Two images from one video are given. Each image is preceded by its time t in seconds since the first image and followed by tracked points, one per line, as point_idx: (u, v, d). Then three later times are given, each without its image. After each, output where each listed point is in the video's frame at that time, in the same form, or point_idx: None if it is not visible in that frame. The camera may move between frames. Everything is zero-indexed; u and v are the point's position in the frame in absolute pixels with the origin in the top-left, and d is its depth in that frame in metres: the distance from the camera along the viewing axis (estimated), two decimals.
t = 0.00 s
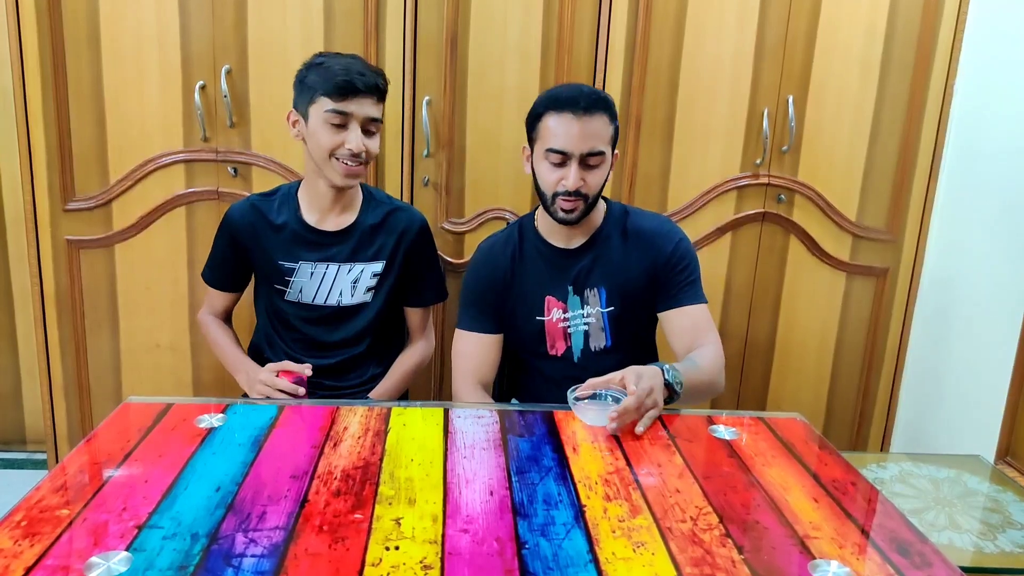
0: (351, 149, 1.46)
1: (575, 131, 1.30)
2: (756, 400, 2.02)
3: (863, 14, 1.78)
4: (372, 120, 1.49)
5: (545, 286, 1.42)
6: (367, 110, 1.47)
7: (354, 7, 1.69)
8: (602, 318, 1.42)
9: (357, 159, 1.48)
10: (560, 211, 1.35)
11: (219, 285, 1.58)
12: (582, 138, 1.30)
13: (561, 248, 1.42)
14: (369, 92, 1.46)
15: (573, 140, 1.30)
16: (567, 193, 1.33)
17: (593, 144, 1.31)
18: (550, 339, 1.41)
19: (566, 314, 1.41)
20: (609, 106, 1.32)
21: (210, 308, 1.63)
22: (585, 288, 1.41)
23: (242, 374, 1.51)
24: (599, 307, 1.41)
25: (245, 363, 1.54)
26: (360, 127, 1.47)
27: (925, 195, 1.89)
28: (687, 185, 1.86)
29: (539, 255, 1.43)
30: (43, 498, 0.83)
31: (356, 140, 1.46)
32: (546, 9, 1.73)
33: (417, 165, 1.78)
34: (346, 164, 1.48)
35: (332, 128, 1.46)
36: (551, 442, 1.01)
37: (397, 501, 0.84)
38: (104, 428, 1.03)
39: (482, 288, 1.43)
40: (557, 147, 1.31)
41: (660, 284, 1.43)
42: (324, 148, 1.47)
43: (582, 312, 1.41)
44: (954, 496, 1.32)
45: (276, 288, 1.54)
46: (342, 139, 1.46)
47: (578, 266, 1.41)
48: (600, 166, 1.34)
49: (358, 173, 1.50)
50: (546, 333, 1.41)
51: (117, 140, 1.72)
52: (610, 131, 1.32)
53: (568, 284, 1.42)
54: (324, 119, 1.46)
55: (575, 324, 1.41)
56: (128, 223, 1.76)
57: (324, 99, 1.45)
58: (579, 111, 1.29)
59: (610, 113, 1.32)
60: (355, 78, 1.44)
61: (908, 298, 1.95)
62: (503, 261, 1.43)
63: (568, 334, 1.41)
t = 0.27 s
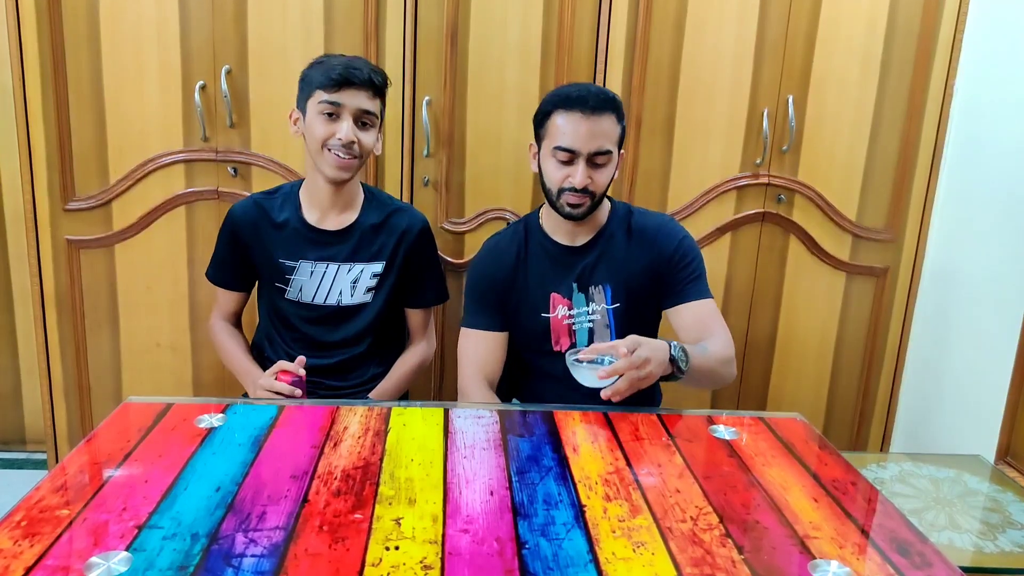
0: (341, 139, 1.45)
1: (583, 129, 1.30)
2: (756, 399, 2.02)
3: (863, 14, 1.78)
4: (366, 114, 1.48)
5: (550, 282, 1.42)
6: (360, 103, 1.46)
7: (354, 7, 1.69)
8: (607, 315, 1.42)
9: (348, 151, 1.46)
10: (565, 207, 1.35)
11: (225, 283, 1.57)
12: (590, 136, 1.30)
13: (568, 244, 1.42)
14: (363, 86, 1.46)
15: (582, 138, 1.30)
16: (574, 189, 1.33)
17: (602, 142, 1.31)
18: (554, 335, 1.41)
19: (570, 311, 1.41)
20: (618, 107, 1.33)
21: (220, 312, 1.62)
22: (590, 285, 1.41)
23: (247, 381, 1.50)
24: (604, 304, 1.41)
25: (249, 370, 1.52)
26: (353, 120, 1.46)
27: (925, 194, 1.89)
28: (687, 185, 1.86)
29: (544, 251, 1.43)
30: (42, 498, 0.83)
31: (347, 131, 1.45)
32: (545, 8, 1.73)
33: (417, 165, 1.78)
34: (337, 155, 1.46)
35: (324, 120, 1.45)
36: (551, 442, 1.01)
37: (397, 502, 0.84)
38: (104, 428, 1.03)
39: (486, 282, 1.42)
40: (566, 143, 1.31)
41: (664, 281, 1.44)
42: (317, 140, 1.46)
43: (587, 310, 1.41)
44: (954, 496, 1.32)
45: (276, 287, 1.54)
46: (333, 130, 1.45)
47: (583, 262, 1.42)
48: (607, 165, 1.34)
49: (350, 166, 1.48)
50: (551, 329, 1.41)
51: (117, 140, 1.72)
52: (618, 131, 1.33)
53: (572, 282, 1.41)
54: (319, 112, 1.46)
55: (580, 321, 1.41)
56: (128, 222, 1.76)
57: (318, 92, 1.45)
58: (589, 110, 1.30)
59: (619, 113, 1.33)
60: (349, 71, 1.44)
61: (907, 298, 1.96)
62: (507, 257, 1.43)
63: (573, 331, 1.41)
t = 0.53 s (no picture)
0: (341, 138, 1.45)
1: (586, 128, 1.30)
2: (756, 399, 2.02)
3: (863, 14, 1.78)
4: (366, 113, 1.48)
5: (550, 279, 1.42)
6: (361, 102, 1.46)
7: (355, 7, 1.69)
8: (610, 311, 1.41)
9: (348, 150, 1.46)
10: (563, 205, 1.35)
11: (225, 282, 1.57)
12: (592, 135, 1.30)
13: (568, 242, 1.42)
14: (364, 86, 1.46)
15: (583, 137, 1.30)
16: (573, 187, 1.33)
17: (602, 142, 1.31)
18: (556, 332, 1.41)
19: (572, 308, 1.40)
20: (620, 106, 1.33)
21: (222, 314, 1.62)
22: (592, 282, 1.42)
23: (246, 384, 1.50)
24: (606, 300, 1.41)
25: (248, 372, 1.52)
26: (353, 119, 1.46)
27: (925, 194, 1.89)
28: (687, 185, 1.86)
29: (544, 249, 1.43)
30: (42, 498, 0.83)
31: (347, 131, 1.45)
32: (546, 8, 1.73)
33: (417, 165, 1.78)
34: (336, 154, 1.46)
35: (324, 119, 1.46)
36: (551, 442, 1.01)
37: (397, 502, 0.84)
38: (104, 428, 1.03)
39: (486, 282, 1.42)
40: (569, 143, 1.31)
41: (667, 276, 1.45)
42: (316, 139, 1.46)
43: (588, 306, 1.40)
44: (954, 496, 1.32)
45: (277, 286, 1.54)
46: (333, 129, 1.45)
47: (583, 260, 1.42)
48: (607, 164, 1.34)
49: (350, 165, 1.48)
50: (552, 326, 1.41)
51: (118, 140, 1.72)
52: (620, 131, 1.33)
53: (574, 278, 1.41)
54: (318, 111, 1.46)
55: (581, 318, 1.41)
56: (128, 222, 1.76)
57: (319, 91, 1.45)
58: (591, 110, 1.30)
59: (621, 114, 1.33)
60: (350, 70, 1.45)
61: (907, 298, 1.95)
62: (507, 255, 1.43)
63: (575, 328, 1.41)
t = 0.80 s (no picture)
0: (345, 137, 1.45)
1: (586, 128, 1.30)
2: (756, 399, 2.02)
3: (863, 14, 1.78)
4: (372, 115, 1.48)
5: (552, 276, 1.42)
6: (367, 104, 1.47)
7: (355, 6, 1.69)
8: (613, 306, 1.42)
9: (351, 149, 1.46)
10: (565, 205, 1.35)
11: (224, 282, 1.57)
12: (593, 136, 1.30)
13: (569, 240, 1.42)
14: (372, 87, 1.47)
15: (584, 137, 1.30)
16: (574, 187, 1.33)
17: (603, 142, 1.31)
18: (559, 328, 1.41)
19: (574, 304, 1.41)
20: (621, 108, 1.33)
21: (223, 315, 1.62)
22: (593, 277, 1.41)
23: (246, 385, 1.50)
24: (609, 295, 1.42)
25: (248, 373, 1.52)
26: (358, 120, 1.47)
27: (925, 195, 1.89)
28: (687, 185, 1.86)
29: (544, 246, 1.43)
30: (42, 498, 0.83)
31: (352, 130, 1.45)
32: (545, 7, 1.73)
33: (417, 166, 1.78)
34: (339, 153, 1.46)
35: (330, 117, 1.46)
36: (551, 442, 1.01)
37: (397, 502, 0.84)
38: (104, 428, 1.03)
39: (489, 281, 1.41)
40: (569, 142, 1.31)
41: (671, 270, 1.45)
42: (320, 135, 1.46)
43: (591, 302, 1.41)
44: (954, 496, 1.32)
45: (276, 286, 1.54)
46: (338, 128, 1.46)
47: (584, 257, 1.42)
48: (608, 164, 1.34)
49: (352, 164, 1.48)
50: (555, 323, 1.41)
51: (118, 140, 1.72)
52: (620, 132, 1.33)
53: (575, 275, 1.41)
54: (326, 108, 1.46)
55: (583, 313, 1.41)
56: (128, 222, 1.76)
57: (327, 90, 1.46)
58: (591, 111, 1.30)
59: (620, 114, 1.33)
60: (359, 72, 1.45)
61: (907, 298, 1.95)
62: (508, 254, 1.43)
63: (578, 324, 1.41)
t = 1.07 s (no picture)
0: (354, 138, 1.46)
1: (586, 131, 1.29)
2: (756, 399, 2.02)
3: (863, 13, 1.78)
4: (380, 118, 1.48)
5: (553, 275, 1.42)
6: (376, 106, 1.47)
7: (355, 6, 1.69)
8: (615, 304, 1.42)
9: (359, 150, 1.47)
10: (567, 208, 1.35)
11: (226, 281, 1.57)
12: (592, 139, 1.30)
13: (570, 237, 1.42)
14: (381, 90, 1.47)
15: (583, 140, 1.30)
16: (575, 189, 1.33)
17: (602, 145, 1.31)
18: (563, 327, 1.41)
19: (578, 302, 1.41)
20: (621, 108, 1.32)
21: (223, 315, 1.62)
22: (597, 274, 1.42)
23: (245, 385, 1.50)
24: (612, 292, 1.42)
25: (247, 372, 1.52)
26: (367, 121, 1.47)
27: (925, 195, 1.89)
28: (687, 185, 1.86)
29: (546, 245, 1.44)
30: (42, 498, 0.83)
31: (361, 132, 1.46)
32: (546, 7, 1.72)
33: (417, 166, 1.78)
34: (347, 154, 1.47)
35: (339, 119, 1.46)
36: (551, 441, 1.01)
37: (398, 502, 0.84)
38: (104, 428, 1.03)
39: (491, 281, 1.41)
40: (568, 147, 1.31)
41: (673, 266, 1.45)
42: (327, 136, 1.46)
43: (594, 300, 1.41)
44: (954, 496, 1.32)
45: (277, 285, 1.54)
46: (346, 129, 1.46)
47: (586, 255, 1.42)
48: (608, 166, 1.33)
49: (359, 166, 1.48)
50: (559, 321, 1.41)
51: (118, 140, 1.72)
52: (620, 133, 1.33)
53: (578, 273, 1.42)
54: (333, 109, 1.46)
55: (587, 312, 1.41)
56: (128, 222, 1.76)
57: (336, 91, 1.46)
58: (589, 114, 1.29)
59: (619, 116, 1.32)
60: (369, 74, 1.46)
61: (907, 299, 1.95)
62: (509, 253, 1.43)
63: (581, 322, 1.41)
